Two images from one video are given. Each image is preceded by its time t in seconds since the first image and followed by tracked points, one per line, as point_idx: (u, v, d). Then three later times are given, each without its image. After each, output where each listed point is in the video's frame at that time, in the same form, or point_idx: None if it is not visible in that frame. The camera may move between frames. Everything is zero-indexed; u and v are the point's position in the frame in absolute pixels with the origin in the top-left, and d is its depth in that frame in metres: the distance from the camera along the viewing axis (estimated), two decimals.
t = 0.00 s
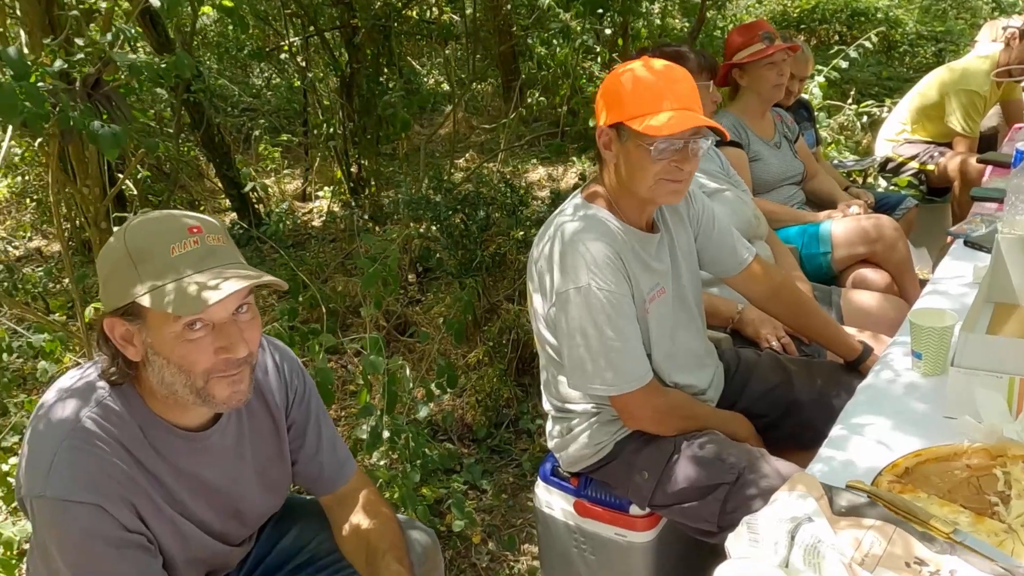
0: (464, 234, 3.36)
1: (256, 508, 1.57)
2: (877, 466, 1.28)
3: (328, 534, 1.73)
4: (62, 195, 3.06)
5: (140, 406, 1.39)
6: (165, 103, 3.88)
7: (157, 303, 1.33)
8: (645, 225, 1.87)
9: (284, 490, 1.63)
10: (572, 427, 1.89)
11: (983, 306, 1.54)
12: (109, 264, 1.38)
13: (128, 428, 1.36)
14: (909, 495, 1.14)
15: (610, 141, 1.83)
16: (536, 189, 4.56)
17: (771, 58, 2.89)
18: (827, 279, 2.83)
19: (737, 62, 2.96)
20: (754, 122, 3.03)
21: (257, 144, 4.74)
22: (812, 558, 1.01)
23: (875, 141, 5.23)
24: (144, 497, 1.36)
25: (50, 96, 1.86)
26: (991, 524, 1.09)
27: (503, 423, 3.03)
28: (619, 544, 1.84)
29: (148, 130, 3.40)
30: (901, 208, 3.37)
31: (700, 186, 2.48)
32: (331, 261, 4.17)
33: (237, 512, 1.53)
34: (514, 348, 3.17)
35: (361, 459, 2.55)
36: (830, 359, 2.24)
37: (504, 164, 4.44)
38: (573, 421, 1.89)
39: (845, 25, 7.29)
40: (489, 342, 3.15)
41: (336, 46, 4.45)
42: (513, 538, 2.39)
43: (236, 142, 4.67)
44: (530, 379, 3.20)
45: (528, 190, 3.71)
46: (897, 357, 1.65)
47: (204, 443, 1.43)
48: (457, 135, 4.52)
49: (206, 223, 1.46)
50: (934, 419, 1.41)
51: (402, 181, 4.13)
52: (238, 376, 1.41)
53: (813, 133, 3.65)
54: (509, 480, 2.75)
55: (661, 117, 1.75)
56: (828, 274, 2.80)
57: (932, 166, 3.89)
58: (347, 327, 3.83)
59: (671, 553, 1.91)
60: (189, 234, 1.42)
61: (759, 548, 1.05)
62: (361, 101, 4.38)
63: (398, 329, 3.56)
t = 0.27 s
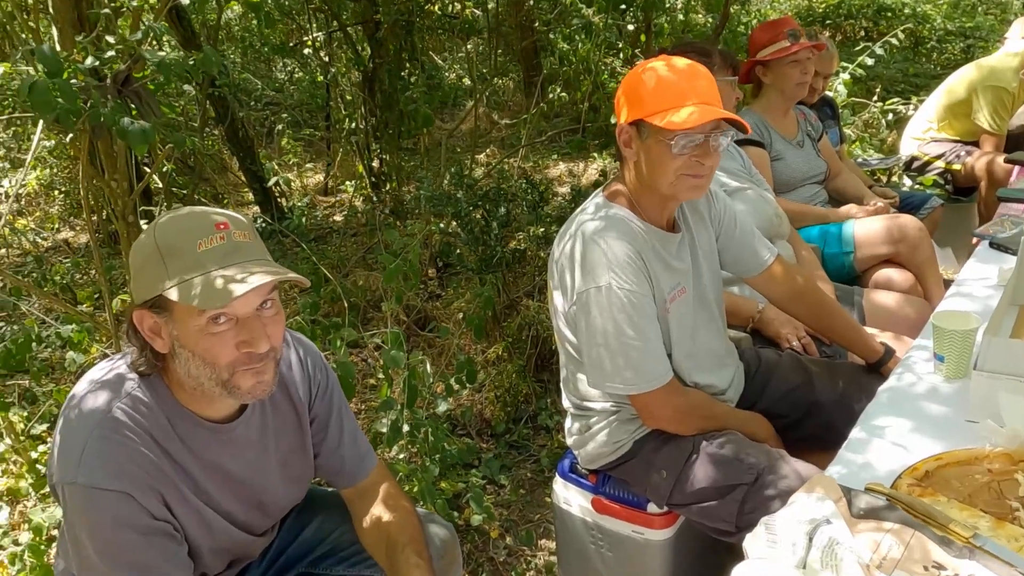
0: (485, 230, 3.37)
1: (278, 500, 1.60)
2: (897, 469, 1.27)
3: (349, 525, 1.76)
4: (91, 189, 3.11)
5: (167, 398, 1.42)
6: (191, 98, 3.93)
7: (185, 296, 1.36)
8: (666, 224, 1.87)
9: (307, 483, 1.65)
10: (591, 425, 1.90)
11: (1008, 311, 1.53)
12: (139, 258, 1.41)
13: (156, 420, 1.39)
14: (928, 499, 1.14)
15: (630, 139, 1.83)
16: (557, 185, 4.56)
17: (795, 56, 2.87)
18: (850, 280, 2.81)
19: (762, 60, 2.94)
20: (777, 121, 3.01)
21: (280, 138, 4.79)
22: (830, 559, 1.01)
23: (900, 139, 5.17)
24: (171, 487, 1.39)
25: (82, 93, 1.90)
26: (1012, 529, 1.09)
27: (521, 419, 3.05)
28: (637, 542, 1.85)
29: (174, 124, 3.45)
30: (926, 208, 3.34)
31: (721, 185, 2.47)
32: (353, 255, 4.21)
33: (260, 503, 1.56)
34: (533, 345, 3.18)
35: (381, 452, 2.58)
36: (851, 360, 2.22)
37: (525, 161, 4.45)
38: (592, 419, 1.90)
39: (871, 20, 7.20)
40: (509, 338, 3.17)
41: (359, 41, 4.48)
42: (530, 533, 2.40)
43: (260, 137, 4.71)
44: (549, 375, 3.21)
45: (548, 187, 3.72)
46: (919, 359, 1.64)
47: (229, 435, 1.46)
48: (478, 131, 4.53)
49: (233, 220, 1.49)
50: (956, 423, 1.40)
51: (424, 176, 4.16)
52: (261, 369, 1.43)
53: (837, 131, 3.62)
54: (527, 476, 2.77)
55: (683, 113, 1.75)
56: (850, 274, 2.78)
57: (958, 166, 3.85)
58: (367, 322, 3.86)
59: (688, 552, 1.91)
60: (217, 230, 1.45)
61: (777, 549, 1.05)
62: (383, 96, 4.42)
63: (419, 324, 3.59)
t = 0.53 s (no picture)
0: (504, 226, 3.38)
1: (298, 493, 1.62)
2: (917, 473, 1.27)
3: (367, 519, 1.77)
4: (115, 183, 3.15)
5: (191, 391, 1.44)
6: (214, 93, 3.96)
7: (209, 292, 1.38)
8: (685, 223, 1.87)
9: (326, 477, 1.67)
10: (607, 423, 1.90)
11: None
12: (166, 252, 1.44)
13: (180, 412, 1.41)
14: (948, 503, 1.14)
15: (648, 134, 1.84)
16: (575, 182, 4.56)
17: (818, 55, 2.85)
18: (870, 280, 2.79)
19: (783, 58, 2.92)
20: (799, 120, 2.99)
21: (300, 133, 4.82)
22: (847, 563, 1.01)
23: (924, 138, 5.11)
24: (195, 478, 1.41)
25: (109, 89, 1.93)
26: None
27: (538, 415, 3.05)
28: (652, 541, 1.86)
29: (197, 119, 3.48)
30: (949, 208, 3.30)
31: (741, 184, 2.46)
32: (371, 250, 4.23)
33: (280, 496, 1.58)
34: (550, 341, 3.18)
35: (398, 447, 2.59)
36: (871, 361, 2.21)
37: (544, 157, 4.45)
38: (609, 417, 1.90)
39: (896, 17, 7.12)
40: (526, 334, 3.17)
41: (379, 37, 4.49)
42: (546, 530, 2.41)
43: (280, 132, 4.75)
44: (566, 372, 3.21)
45: (567, 184, 3.72)
46: (941, 362, 1.63)
47: (251, 429, 1.48)
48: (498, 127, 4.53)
49: (256, 216, 1.50)
50: (977, 427, 1.39)
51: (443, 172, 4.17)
52: (283, 364, 1.45)
53: (859, 130, 3.59)
54: (544, 472, 2.78)
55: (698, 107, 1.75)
56: (871, 275, 2.76)
57: (983, 166, 3.80)
58: (385, 317, 3.88)
59: (704, 551, 1.91)
60: (240, 226, 1.47)
61: (794, 552, 1.06)
62: (403, 92, 4.44)
63: (437, 319, 3.60)
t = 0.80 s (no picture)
0: (521, 222, 3.37)
1: (313, 486, 1.62)
2: (939, 475, 1.25)
3: (382, 512, 1.78)
4: (136, 175, 3.18)
5: (209, 382, 1.45)
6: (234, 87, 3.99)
7: (231, 288, 1.39)
8: (705, 219, 1.85)
9: (341, 470, 1.68)
10: (624, 420, 1.89)
11: None
12: (188, 245, 1.44)
13: (198, 403, 1.42)
14: (971, 506, 1.13)
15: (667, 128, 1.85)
16: (593, 179, 4.54)
17: (838, 50, 2.80)
18: (891, 279, 2.75)
19: (804, 52, 2.89)
20: (820, 117, 2.95)
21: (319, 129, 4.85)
22: (868, 565, 1.00)
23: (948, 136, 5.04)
24: (211, 469, 1.42)
25: (131, 82, 1.95)
26: None
27: (554, 412, 3.05)
28: (668, 539, 1.85)
29: (218, 113, 3.51)
30: (973, 207, 3.24)
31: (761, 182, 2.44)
32: (389, 245, 4.24)
33: (296, 488, 1.59)
34: (567, 338, 3.17)
35: (413, 441, 2.60)
36: (892, 361, 2.18)
37: (562, 153, 4.44)
38: (625, 414, 1.89)
39: (920, 14, 7.02)
40: (542, 331, 3.17)
41: (399, 32, 4.50)
42: (561, 526, 2.41)
43: (299, 126, 4.77)
44: (582, 369, 3.20)
45: (585, 180, 3.70)
46: (963, 363, 1.60)
47: (268, 420, 1.49)
48: (516, 123, 4.53)
49: (280, 212, 1.51)
50: (1000, 428, 1.37)
51: (461, 167, 4.17)
52: (301, 359, 1.45)
53: (882, 127, 3.55)
54: (558, 469, 2.77)
55: (711, 104, 1.74)
56: (892, 274, 2.73)
57: (1009, 166, 3.72)
58: (402, 312, 3.89)
59: (720, 550, 1.90)
60: (264, 222, 1.47)
61: (813, 552, 1.04)
62: (421, 88, 4.45)
63: (453, 315, 3.61)
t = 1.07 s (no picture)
0: (538, 218, 3.36)
1: (326, 478, 1.63)
2: (960, 476, 1.22)
3: (396, 507, 1.78)
4: (156, 168, 3.21)
5: (224, 373, 1.45)
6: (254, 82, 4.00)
7: (242, 272, 1.39)
8: (721, 212, 1.82)
9: (355, 463, 1.68)
10: (637, 415, 1.88)
11: None
12: (201, 233, 1.45)
13: (212, 394, 1.43)
14: (992, 510, 1.11)
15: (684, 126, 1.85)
16: (611, 175, 4.52)
17: (854, 43, 2.79)
18: (913, 279, 2.71)
19: (824, 45, 2.87)
20: (841, 113, 2.92)
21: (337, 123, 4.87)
22: (885, 567, 0.98)
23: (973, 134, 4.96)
24: (225, 461, 1.42)
25: (150, 75, 1.95)
26: None
27: (569, 409, 3.04)
28: (682, 538, 1.83)
29: (237, 107, 3.52)
30: (998, 206, 3.18)
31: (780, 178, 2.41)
32: (405, 240, 4.25)
33: (309, 480, 1.59)
34: (582, 335, 3.16)
35: (428, 436, 2.60)
36: (913, 361, 2.15)
37: (580, 150, 4.43)
38: (638, 409, 1.88)
39: (945, 10, 6.91)
40: (558, 327, 3.16)
41: (417, 27, 4.50)
42: (575, 523, 2.40)
43: (318, 121, 4.78)
44: (597, 366, 3.19)
45: (603, 176, 3.68)
46: (987, 364, 1.58)
47: (282, 413, 1.49)
48: (534, 119, 4.51)
49: (290, 199, 1.51)
50: None
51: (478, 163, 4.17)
52: (312, 347, 1.45)
53: (905, 125, 3.50)
54: (573, 465, 2.77)
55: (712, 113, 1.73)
56: (914, 273, 2.69)
57: None
58: (418, 307, 3.90)
59: (735, 550, 1.88)
60: (274, 208, 1.47)
61: (830, 553, 1.03)
62: (439, 83, 4.45)
63: (469, 310, 3.61)
